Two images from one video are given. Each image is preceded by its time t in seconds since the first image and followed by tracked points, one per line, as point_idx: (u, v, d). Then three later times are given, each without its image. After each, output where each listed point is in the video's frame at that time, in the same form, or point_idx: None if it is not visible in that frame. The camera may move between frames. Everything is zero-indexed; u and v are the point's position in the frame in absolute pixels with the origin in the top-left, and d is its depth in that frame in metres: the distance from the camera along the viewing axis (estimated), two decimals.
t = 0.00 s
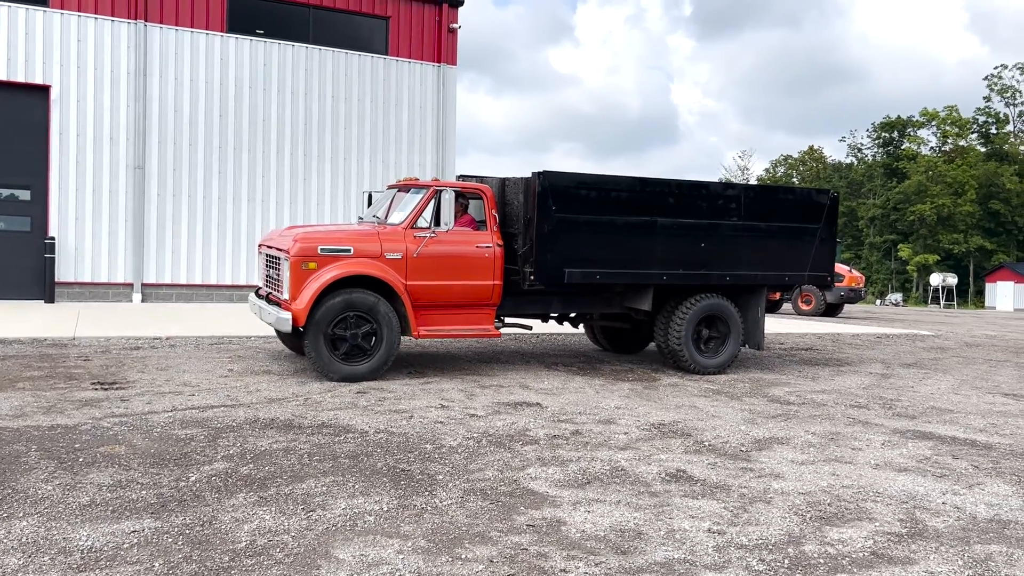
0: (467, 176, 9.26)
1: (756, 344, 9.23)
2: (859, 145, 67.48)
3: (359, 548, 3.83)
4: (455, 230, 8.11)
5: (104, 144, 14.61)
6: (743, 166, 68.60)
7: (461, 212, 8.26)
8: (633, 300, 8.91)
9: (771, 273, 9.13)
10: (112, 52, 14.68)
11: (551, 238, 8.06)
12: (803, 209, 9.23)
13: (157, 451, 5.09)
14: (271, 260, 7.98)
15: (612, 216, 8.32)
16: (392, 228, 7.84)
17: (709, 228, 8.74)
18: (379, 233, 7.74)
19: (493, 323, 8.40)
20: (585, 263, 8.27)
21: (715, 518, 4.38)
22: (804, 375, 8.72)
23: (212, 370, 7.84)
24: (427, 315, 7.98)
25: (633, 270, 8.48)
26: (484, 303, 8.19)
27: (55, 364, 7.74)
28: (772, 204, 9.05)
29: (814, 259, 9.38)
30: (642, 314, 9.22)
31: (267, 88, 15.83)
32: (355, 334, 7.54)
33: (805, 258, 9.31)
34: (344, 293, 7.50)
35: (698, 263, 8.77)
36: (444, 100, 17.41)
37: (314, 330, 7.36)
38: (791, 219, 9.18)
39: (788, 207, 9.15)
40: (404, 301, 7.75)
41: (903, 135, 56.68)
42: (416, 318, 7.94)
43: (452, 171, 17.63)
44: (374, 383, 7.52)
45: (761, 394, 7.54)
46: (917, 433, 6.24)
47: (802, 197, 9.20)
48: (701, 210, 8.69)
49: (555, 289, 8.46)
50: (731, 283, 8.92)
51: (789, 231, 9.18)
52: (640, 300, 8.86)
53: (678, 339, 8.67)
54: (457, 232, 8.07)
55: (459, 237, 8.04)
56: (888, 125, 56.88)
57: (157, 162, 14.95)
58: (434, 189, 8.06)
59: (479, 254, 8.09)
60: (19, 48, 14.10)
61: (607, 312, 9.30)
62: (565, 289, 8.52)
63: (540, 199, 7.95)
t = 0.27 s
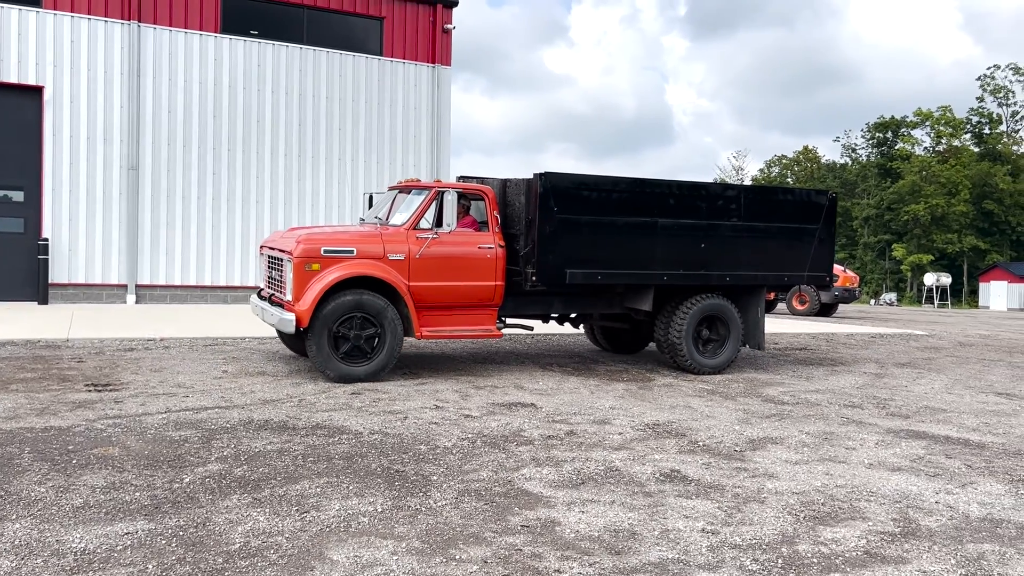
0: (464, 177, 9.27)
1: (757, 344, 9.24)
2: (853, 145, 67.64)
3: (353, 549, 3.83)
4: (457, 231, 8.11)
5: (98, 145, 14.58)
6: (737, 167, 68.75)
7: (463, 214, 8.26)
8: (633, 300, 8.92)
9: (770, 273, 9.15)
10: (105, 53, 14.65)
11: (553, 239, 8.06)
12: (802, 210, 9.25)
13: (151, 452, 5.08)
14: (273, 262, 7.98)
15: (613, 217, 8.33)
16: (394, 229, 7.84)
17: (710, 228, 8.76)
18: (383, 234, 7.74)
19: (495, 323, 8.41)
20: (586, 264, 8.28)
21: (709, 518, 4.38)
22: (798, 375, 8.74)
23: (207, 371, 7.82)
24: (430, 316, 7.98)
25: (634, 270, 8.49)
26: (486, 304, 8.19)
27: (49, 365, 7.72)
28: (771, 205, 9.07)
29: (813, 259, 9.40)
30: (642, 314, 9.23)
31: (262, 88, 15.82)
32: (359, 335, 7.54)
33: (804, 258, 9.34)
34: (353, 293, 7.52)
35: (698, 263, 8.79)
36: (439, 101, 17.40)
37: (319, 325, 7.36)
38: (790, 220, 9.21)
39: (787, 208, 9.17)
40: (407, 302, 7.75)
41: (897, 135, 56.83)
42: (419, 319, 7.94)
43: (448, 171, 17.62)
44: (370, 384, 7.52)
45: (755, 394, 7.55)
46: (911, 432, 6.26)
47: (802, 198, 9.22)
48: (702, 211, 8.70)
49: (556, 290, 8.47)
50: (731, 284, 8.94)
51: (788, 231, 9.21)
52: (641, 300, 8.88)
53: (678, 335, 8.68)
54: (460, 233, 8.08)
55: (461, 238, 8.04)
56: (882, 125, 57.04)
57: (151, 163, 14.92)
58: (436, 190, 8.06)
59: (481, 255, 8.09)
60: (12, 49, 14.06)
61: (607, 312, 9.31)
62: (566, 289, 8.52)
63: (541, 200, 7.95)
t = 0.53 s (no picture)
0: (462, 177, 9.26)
1: (756, 343, 9.24)
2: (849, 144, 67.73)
3: (349, 549, 3.83)
4: (459, 231, 8.11)
5: (93, 145, 14.55)
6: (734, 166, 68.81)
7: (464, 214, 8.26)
8: (633, 299, 8.93)
9: (770, 272, 9.17)
10: (101, 53, 14.63)
11: (554, 238, 8.06)
12: (801, 209, 9.27)
13: (147, 453, 5.08)
14: (274, 262, 7.98)
15: (613, 217, 8.34)
16: (395, 229, 7.84)
17: (709, 228, 8.77)
18: (385, 234, 7.74)
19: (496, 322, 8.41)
20: (587, 263, 8.28)
21: (705, 517, 4.39)
22: (795, 374, 8.75)
23: (203, 371, 7.81)
24: (431, 316, 7.98)
25: (634, 270, 8.50)
26: (487, 303, 8.19)
27: (45, 366, 7.71)
28: (771, 204, 9.08)
29: (812, 258, 9.42)
30: (641, 313, 9.25)
31: (257, 88, 15.80)
32: (361, 335, 7.54)
33: (803, 257, 9.35)
34: (358, 293, 7.53)
35: (698, 263, 8.80)
36: (435, 100, 17.40)
37: (323, 321, 7.36)
38: (790, 219, 9.22)
39: (786, 207, 9.19)
40: (409, 302, 7.75)
41: (893, 134, 56.93)
42: (420, 319, 7.94)
43: (444, 171, 17.62)
44: (368, 384, 7.52)
45: (752, 393, 7.57)
46: (906, 430, 6.27)
47: (801, 197, 9.24)
48: (701, 210, 8.71)
49: (557, 289, 8.47)
50: (730, 283, 8.95)
51: (787, 231, 9.22)
52: (641, 299, 8.89)
53: (678, 330, 8.69)
54: (461, 233, 8.08)
55: (462, 238, 8.04)
56: (878, 124, 57.12)
57: (146, 163, 14.89)
58: (436, 191, 8.05)
59: (482, 254, 8.10)
60: (7, 50, 14.03)
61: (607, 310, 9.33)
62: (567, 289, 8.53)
63: (542, 199, 7.95)
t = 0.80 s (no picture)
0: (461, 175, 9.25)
1: (756, 341, 9.25)
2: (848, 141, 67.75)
3: (349, 548, 3.84)
4: (458, 230, 8.10)
5: (92, 145, 14.54)
6: (732, 164, 68.81)
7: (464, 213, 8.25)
8: (633, 297, 8.95)
9: (769, 270, 9.17)
10: (99, 53, 14.61)
11: (553, 237, 8.06)
12: (800, 207, 9.27)
13: (147, 452, 5.08)
14: (274, 262, 7.97)
15: (613, 215, 8.34)
16: (394, 229, 7.84)
17: (709, 226, 8.78)
18: (384, 233, 7.74)
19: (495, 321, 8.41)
20: (586, 262, 8.28)
21: (705, 515, 4.40)
22: (794, 371, 8.76)
23: (202, 371, 7.80)
24: (430, 314, 7.98)
25: (633, 268, 8.50)
26: (487, 302, 8.19)
27: (44, 366, 7.70)
28: (770, 202, 9.09)
29: (811, 255, 9.43)
30: (641, 312, 9.26)
31: (256, 87, 15.78)
32: (361, 334, 7.54)
33: (802, 255, 9.36)
34: (358, 292, 7.53)
35: (698, 261, 8.80)
36: (434, 99, 17.39)
37: (324, 318, 7.36)
38: (789, 217, 9.23)
39: (785, 205, 9.19)
40: (408, 301, 7.75)
41: (892, 132, 56.96)
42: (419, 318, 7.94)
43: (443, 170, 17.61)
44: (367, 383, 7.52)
45: (751, 391, 7.57)
46: (905, 428, 6.28)
47: (800, 195, 9.24)
48: (701, 208, 8.71)
49: (556, 287, 8.47)
50: (730, 281, 8.96)
51: (786, 228, 9.23)
52: (641, 298, 8.90)
53: (678, 327, 8.71)
54: (461, 232, 8.07)
55: (462, 237, 8.04)
56: (876, 122, 57.12)
57: (145, 163, 14.88)
58: (436, 189, 8.04)
59: (481, 253, 8.09)
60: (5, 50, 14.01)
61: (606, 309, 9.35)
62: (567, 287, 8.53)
63: (542, 198, 7.95)
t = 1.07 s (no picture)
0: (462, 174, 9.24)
1: (757, 338, 9.24)
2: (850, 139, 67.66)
3: (352, 546, 3.84)
4: (457, 228, 8.10)
5: (93, 145, 14.55)
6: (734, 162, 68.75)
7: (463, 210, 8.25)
8: (633, 295, 8.95)
9: (769, 267, 9.16)
10: (100, 52, 14.61)
11: (552, 235, 8.06)
12: (800, 204, 9.26)
13: (149, 452, 5.08)
14: (273, 261, 7.97)
15: (612, 213, 8.33)
16: (393, 227, 7.84)
17: (709, 223, 8.77)
18: (383, 231, 7.74)
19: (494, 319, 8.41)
20: (586, 259, 8.28)
21: (708, 512, 4.39)
22: (797, 369, 8.75)
23: (205, 370, 7.81)
24: (430, 313, 7.98)
25: (633, 266, 8.50)
26: (486, 300, 8.19)
27: (47, 366, 7.71)
28: (770, 199, 9.07)
29: (812, 252, 9.41)
30: (641, 310, 9.26)
31: (257, 86, 15.78)
32: (360, 333, 7.54)
33: (802, 252, 9.34)
34: (356, 291, 7.52)
35: (697, 258, 8.79)
36: (435, 97, 17.37)
37: (322, 320, 7.36)
38: (789, 214, 9.21)
39: (785, 202, 9.18)
40: (407, 299, 7.75)
41: (894, 129, 56.92)
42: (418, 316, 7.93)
43: (444, 168, 17.60)
44: (369, 381, 7.52)
45: (754, 388, 7.56)
46: (908, 425, 6.27)
47: (800, 192, 9.23)
48: (700, 206, 8.71)
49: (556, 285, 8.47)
50: (730, 278, 8.95)
51: (787, 225, 9.21)
52: (641, 295, 8.89)
53: (678, 327, 8.70)
54: (460, 230, 8.07)
55: (461, 235, 8.04)
56: (878, 119, 57.03)
57: (146, 162, 14.88)
58: (434, 187, 8.04)
59: (481, 251, 8.09)
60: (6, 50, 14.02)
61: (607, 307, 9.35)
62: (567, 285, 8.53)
63: (541, 196, 7.94)
